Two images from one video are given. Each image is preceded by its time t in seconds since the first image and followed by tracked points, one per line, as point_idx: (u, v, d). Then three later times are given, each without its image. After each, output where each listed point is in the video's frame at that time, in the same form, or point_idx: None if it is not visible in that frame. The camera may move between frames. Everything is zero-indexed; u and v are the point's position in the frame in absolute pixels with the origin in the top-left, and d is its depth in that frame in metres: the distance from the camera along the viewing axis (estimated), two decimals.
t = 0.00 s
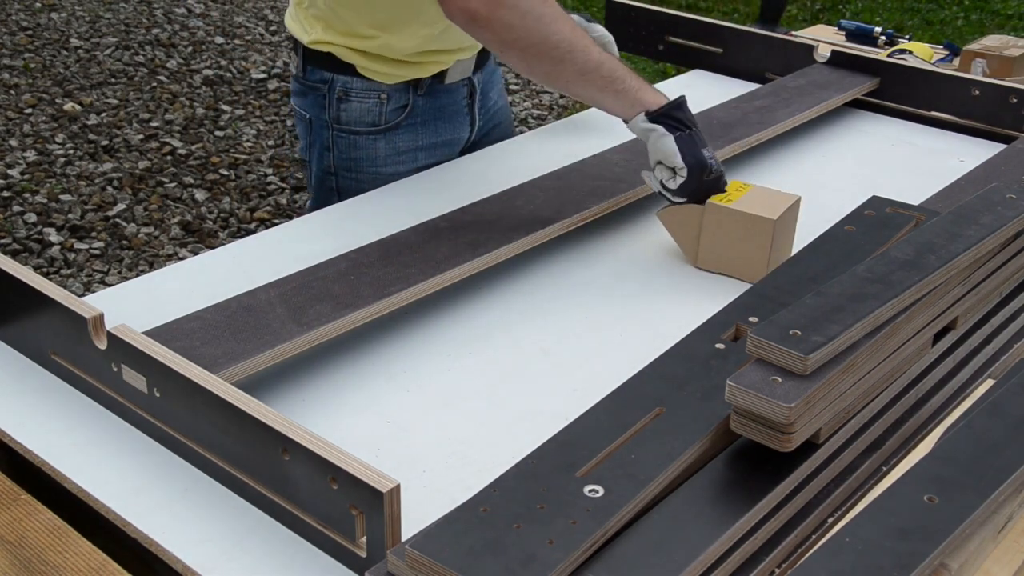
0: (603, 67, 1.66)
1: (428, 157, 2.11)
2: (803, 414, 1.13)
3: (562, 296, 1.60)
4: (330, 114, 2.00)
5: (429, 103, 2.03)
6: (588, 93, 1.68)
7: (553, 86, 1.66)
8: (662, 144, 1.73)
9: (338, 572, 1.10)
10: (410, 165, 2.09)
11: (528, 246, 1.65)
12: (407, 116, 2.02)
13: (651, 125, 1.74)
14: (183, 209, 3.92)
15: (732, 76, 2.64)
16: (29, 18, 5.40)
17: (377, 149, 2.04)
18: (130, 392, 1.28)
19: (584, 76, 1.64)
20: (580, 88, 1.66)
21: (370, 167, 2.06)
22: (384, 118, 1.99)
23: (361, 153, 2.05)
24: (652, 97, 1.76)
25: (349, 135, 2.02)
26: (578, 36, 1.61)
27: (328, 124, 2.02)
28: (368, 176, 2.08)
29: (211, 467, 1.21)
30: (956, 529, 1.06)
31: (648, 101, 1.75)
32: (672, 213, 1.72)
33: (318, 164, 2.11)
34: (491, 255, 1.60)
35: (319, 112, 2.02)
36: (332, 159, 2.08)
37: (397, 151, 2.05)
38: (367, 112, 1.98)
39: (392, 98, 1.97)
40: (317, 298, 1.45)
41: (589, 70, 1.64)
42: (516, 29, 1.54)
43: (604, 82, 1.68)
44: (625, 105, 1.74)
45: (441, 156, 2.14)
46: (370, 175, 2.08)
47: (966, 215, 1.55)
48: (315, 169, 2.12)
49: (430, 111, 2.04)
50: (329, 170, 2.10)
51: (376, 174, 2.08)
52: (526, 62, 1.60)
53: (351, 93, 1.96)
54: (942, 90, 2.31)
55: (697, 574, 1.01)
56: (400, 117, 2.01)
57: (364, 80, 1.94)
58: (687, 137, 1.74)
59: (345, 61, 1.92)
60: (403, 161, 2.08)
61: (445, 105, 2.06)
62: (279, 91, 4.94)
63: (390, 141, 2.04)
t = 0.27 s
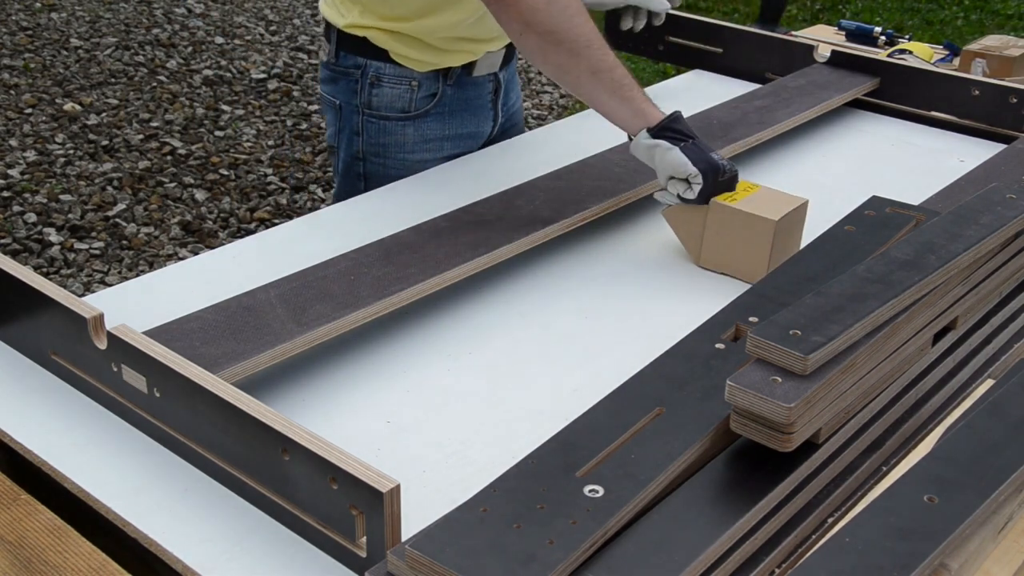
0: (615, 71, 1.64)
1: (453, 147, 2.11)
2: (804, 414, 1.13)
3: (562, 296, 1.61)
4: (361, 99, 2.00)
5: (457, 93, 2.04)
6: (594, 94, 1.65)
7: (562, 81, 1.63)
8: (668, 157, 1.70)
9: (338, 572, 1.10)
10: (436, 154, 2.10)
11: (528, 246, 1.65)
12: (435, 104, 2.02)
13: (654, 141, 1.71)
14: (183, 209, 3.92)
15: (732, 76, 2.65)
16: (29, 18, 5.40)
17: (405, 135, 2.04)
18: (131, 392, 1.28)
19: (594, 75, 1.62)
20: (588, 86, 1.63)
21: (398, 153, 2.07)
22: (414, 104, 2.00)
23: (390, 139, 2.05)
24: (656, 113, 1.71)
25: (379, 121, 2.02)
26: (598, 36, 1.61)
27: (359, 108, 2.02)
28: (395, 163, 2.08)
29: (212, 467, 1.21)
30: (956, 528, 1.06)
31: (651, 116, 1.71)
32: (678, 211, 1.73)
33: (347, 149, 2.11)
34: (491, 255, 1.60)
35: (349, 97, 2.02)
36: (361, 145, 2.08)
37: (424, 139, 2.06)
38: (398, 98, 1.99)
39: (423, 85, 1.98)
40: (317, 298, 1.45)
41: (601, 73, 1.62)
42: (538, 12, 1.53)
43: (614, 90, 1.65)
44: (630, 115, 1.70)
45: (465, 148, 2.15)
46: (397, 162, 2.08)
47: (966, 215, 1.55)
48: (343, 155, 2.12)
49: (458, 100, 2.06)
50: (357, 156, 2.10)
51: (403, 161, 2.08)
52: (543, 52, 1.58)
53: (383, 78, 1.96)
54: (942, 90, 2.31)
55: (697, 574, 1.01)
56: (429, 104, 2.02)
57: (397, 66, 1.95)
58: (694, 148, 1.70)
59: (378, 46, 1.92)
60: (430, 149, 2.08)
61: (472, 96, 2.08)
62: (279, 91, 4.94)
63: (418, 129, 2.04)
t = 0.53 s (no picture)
0: (618, 64, 1.66)
1: (470, 133, 2.12)
2: (804, 414, 1.13)
3: (562, 296, 1.61)
4: (381, 82, 2.02)
5: (475, 80, 2.05)
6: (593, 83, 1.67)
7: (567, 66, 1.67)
8: (667, 161, 1.70)
9: (338, 572, 1.10)
10: (452, 138, 2.11)
11: (528, 246, 1.65)
12: (453, 90, 2.03)
13: (652, 144, 1.71)
14: (183, 209, 3.92)
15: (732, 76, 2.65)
16: (29, 18, 5.40)
17: (423, 118, 2.05)
18: (131, 392, 1.28)
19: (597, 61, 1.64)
20: (589, 73, 1.65)
21: (415, 135, 2.08)
22: (432, 89, 2.01)
23: (407, 122, 2.06)
24: (653, 115, 1.71)
25: (397, 104, 2.04)
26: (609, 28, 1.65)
27: (378, 91, 2.03)
28: (412, 144, 2.10)
29: (211, 467, 1.21)
30: (956, 528, 1.06)
31: (648, 115, 1.71)
32: (677, 213, 1.72)
33: (366, 131, 2.12)
34: (491, 255, 1.60)
35: (370, 79, 2.03)
36: (379, 127, 2.09)
37: (441, 122, 2.07)
38: (417, 82, 2.00)
39: (442, 71, 1.99)
40: (316, 298, 1.45)
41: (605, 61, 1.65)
42: None
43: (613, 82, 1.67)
44: (626, 110, 1.70)
45: (481, 133, 2.16)
46: (414, 145, 2.09)
47: (966, 216, 1.55)
48: (362, 135, 2.14)
49: (476, 87, 2.06)
50: (376, 137, 2.11)
51: (420, 143, 2.09)
52: (552, 35, 1.62)
53: (403, 63, 1.98)
54: (942, 90, 2.31)
55: (697, 573, 1.01)
56: (447, 89, 2.02)
57: (417, 51, 1.96)
58: (692, 150, 1.70)
59: (398, 31, 1.93)
60: (447, 133, 2.09)
61: (490, 84, 2.08)
62: (279, 91, 4.94)
63: (436, 113, 2.06)
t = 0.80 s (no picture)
0: (621, 57, 1.69)
1: (477, 127, 2.13)
2: (804, 414, 1.13)
3: (562, 296, 1.61)
4: (389, 75, 2.02)
5: (483, 74, 2.05)
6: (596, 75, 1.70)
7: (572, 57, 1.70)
8: (665, 154, 1.72)
9: (338, 572, 1.10)
10: (460, 132, 2.11)
11: (528, 246, 1.65)
12: (461, 84, 2.04)
13: (651, 137, 1.73)
14: (183, 209, 3.92)
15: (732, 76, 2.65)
16: (29, 18, 5.40)
17: (430, 111, 2.06)
18: (130, 392, 1.28)
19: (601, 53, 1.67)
20: (594, 64, 1.68)
21: (422, 128, 2.08)
22: (440, 82, 2.01)
23: (415, 115, 2.06)
24: (656, 108, 1.73)
25: (405, 97, 2.04)
26: (613, 22, 1.69)
27: (386, 83, 2.04)
28: (419, 138, 2.10)
29: (211, 467, 1.21)
30: (956, 528, 1.06)
31: (650, 108, 1.73)
32: (677, 213, 1.72)
33: (374, 123, 2.12)
34: (491, 255, 1.60)
35: (378, 72, 2.04)
36: (387, 119, 2.09)
37: (448, 116, 2.07)
38: (425, 76, 2.00)
39: (449, 65, 1.99)
40: (316, 298, 1.45)
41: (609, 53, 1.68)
42: None
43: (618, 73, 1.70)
44: (627, 102, 1.73)
45: (488, 128, 2.16)
46: (421, 138, 2.09)
47: (966, 216, 1.55)
48: (370, 128, 2.14)
49: (483, 82, 2.06)
50: (383, 130, 2.11)
51: (427, 136, 2.10)
52: (558, 26, 1.65)
53: (412, 56, 1.98)
54: (942, 90, 2.31)
55: (697, 573, 1.01)
56: (454, 83, 2.03)
57: (425, 45, 1.97)
58: (691, 147, 1.72)
59: (407, 24, 1.94)
60: (454, 126, 2.10)
61: (498, 80, 2.08)
62: (279, 91, 4.94)
63: (443, 107, 2.06)
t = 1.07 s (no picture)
0: (610, 64, 1.68)
1: (479, 125, 2.12)
2: (804, 414, 1.13)
3: (562, 296, 1.61)
4: (391, 73, 2.02)
5: (485, 72, 2.05)
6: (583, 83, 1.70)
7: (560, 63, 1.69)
8: (654, 160, 1.71)
9: (338, 572, 1.10)
10: (461, 130, 2.11)
11: (528, 246, 1.65)
12: (462, 82, 2.04)
13: (636, 146, 1.72)
14: (183, 209, 3.92)
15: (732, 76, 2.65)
16: (29, 18, 5.40)
17: (431, 109, 2.06)
18: (131, 392, 1.28)
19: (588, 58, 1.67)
20: (580, 68, 1.68)
21: (424, 126, 2.08)
22: (442, 80, 2.01)
23: (416, 113, 2.06)
24: (639, 116, 1.72)
25: (407, 95, 2.04)
26: (604, 28, 1.67)
27: (388, 82, 2.04)
28: (421, 136, 2.10)
29: (211, 467, 1.21)
30: (957, 528, 1.06)
31: (635, 116, 1.72)
32: (676, 214, 1.72)
33: (375, 121, 2.12)
34: (491, 255, 1.60)
35: (380, 71, 2.04)
36: (388, 118, 2.09)
37: (450, 114, 2.07)
38: (426, 73, 2.00)
39: (451, 63, 2.00)
40: (316, 298, 1.45)
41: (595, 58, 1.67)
42: None
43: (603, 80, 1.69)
44: (613, 110, 1.73)
45: (489, 126, 2.15)
46: (423, 136, 2.09)
47: (967, 216, 1.55)
48: (371, 126, 2.14)
49: (485, 80, 2.06)
50: (385, 128, 2.11)
51: (428, 135, 2.09)
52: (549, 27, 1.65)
53: (413, 54, 1.99)
54: (942, 90, 2.31)
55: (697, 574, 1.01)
56: (456, 81, 2.03)
57: (427, 43, 1.97)
58: (676, 148, 1.70)
59: (409, 23, 1.95)
60: (456, 125, 2.09)
61: (499, 78, 2.08)
62: (279, 91, 4.94)
63: (445, 105, 2.06)
